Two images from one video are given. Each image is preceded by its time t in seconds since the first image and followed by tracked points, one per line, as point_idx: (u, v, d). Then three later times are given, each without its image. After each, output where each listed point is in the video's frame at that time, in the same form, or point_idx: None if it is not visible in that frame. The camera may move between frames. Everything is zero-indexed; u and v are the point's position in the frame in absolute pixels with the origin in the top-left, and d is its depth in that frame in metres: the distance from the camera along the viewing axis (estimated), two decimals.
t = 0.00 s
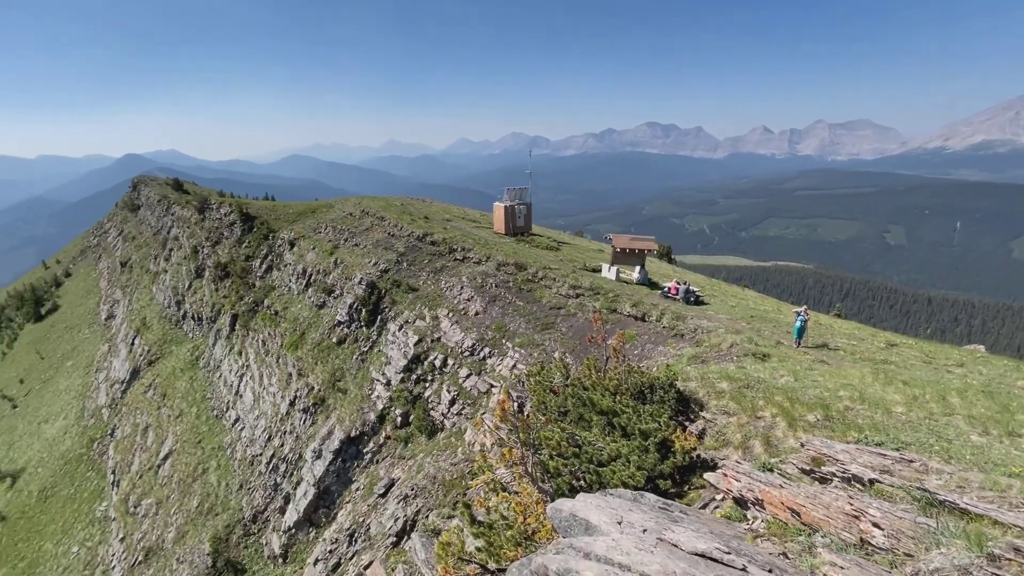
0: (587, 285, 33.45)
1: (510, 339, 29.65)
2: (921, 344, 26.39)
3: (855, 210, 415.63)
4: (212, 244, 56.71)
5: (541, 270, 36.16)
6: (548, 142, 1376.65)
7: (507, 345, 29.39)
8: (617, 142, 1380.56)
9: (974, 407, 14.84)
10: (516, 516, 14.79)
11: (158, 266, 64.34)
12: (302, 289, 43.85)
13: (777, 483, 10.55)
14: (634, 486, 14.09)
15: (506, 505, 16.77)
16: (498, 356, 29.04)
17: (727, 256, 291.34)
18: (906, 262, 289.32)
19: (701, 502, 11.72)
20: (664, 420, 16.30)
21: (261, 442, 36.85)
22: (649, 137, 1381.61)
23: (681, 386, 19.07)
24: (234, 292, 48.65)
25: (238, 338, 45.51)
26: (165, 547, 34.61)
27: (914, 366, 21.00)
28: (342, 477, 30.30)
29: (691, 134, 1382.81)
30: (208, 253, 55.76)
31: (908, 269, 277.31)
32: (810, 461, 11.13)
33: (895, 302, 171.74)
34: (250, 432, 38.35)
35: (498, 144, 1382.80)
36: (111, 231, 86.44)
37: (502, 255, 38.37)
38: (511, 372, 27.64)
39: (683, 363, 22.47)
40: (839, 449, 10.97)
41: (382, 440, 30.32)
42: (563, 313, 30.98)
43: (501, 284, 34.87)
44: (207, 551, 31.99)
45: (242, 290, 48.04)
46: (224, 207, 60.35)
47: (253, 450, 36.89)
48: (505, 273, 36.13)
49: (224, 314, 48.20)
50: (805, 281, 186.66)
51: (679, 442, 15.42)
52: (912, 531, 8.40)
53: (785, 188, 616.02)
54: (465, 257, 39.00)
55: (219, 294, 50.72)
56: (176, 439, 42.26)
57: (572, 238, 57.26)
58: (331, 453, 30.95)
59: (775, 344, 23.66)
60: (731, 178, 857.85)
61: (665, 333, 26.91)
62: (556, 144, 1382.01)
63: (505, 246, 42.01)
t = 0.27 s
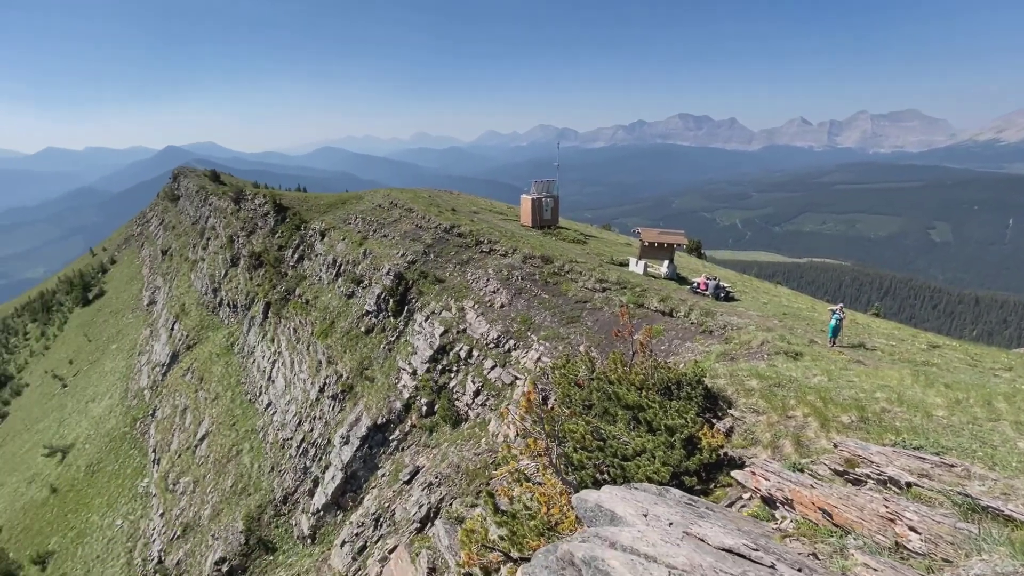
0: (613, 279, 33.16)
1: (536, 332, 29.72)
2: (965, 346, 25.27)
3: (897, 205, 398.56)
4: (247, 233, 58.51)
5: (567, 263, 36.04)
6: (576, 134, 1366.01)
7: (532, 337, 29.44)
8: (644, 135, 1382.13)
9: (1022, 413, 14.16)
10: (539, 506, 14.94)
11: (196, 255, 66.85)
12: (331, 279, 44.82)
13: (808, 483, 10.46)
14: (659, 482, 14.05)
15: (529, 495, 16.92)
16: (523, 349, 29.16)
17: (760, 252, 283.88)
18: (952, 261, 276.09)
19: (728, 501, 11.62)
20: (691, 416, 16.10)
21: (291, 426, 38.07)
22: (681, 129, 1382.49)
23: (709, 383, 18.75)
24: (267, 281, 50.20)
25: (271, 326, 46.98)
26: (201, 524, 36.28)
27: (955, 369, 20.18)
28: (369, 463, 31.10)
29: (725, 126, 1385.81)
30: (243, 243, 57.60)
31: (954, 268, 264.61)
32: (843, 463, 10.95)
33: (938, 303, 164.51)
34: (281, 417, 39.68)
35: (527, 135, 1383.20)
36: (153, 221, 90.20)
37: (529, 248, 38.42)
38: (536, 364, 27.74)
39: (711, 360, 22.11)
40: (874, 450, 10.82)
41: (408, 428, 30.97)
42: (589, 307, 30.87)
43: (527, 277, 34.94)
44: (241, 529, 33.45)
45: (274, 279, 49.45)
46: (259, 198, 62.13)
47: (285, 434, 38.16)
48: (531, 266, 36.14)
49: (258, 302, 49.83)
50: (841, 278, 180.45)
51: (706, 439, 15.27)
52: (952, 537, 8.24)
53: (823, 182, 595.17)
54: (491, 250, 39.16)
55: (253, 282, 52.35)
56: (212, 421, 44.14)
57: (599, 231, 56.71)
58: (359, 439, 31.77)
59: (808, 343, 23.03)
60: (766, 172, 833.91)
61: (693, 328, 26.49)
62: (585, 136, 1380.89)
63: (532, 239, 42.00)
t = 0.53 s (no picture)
0: (641, 273, 32.79)
1: (561, 325, 29.68)
2: (1014, 350, 24.03)
3: (945, 202, 379.64)
4: (280, 224, 60.18)
5: (595, 256, 35.79)
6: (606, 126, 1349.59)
7: (558, 331, 29.42)
8: (677, 127, 1383.32)
9: None
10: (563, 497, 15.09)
11: (232, 244, 69.17)
12: (361, 269, 45.72)
13: (840, 485, 10.38)
14: (684, 479, 13.91)
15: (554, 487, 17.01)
16: (548, 342, 29.18)
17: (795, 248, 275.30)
18: (1004, 260, 261.58)
19: (755, 499, 11.56)
20: (719, 413, 15.87)
21: (320, 412, 39.19)
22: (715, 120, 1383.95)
23: (738, 381, 18.40)
24: (299, 270, 51.55)
25: (302, 314, 48.33)
26: (235, 502, 37.86)
27: (1003, 374, 19.23)
28: (395, 450, 31.79)
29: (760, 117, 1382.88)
30: (276, 233, 59.26)
31: (1005, 268, 250.83)
32: (878, 465, 10.81)
33: (987, 305, 156.58)
34: (311, 402, 40.87)
35: (555, 127, 1378.56)
36: (193, 210, 93.66)
37: (556, 241, 38.30)
38: (561, 358, 27.73)
39: (741, 358, 21.67)
40: (912, 454, 10.59)
41: (433, 417, 31.49)
42: (615, 301, 30.62)
43: (553, 270, 34.86)
44: (273, 509, 34.79)
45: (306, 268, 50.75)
46: (292, 189, 63.74)
47: (314, 419, 39.34)
48: (557, 259, 36.04)
49: (290, 291, 51.26)
50: (881, 278, 173.59)
51: (735, 437, 15.07)
52: (994, 543, 8.09)
53: (865, 176, 571.77)
54: (518, 243, 39.19)
55: (286, 271, 53.86)
56: (246, 405, 45.85)
57: (628, 225, 55.99)
58: (385, 426, 32.50)
59: (844, 342, 22.30)
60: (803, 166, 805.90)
61: (722, 325, 25.99)
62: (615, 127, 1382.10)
63: (559, 232, 41.82)
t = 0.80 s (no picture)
0: (670, 268, 32.26)
1: (587, 320, 29.53)
2: None
3: (998, 198, 359.21)
4: (313, 215, 61.59)
5: (623, 250, 35.39)
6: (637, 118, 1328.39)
7: (584, 325, 29.30)
8: (710, 118, 1383.95)
9: None
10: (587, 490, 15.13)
11: (266, 234, 71.28)
12: (389, 260, 46.44)
13: (876, 490, 10.17)
14: (710, 477, 13.81)
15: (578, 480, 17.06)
16: (574, 336, 29.09)
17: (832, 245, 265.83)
18: None
19: (786, 501, 11.40)
20: (749, 412, 15.58)
21: (349, 399, 40.22)
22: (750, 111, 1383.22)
23: (769, 380, 17.98)
24: (330, 260, 52.75)
25: (332, 303, 49.52)
26: (266, 483, 39.29)
27: None
28: (420, 438, 32.39)
29: (799, 108, 1383.35)
30: (309, 223, 60.76)
31: None
32: (917, 470, 10.53)
33: None
34: (340, 389, 41.95)
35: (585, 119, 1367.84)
36: (230, 200, 96.87)
37: (583, 234, 38.04)
38: (586, 352, 27.60)
39: (773, 357, 21.16)
40: (954, 460, 10.28)
41: (458, 407, 31.90)
42: (643, 296, 30.26)
43: (581, 264, 34.68)
44: (302, 491, 36.03)
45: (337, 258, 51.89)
46: (324, 180, 65.11)
47: (343, 406, 40.36)
48: (585, 253, 35.81)
49: (321, 280, 52.53)
50: (926, 277, 165.95)
51: (765, 436, 14.78)
52: None
53: (910, 170, 546.03)
54: (545, 236, 39.08)
55: (317, 261, 55.18)
56: (278, 389, 47.45)
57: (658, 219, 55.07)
58: (411, 415, 33.17)
59: (882, 343, 21.46)
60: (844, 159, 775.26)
61: (754, 323, 25.40)
62: (647, 119, 1383.37)
63: (587, 225, 41.47)
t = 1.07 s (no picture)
0: (700, 264, 31.65)
1: (613, 314, 29.31)
2: None
3: None
4: (343, 205, 62.82)
5: (652, 245, 34.90)
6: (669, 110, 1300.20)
7: (610, 319, 29.09)
8: (744, 110, 1384.19)
9: None
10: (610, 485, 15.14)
11: (298, 224, 73.08)
12: (417, 252, 47.02)
13: (913, 495, 9.94)
14: (737, 476, 13.67)
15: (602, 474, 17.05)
16: (600, 330, 28.93)
17: (873, 242, 255.09)
18: None
19: (816, 503, 11.25)
20: (780, 412, 15.24)
21: (376, 386, 41.12)
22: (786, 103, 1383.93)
23: (802, 380, 17.50)
24: (360, 250, 53.78)
25: (361, 292, 50.51)
26: (296, 465, 40.64)
27: None
28: (445, 427, 32.91)
29: (839, 100, 1382.46)
30: (340, 214, 62.03)
31: None
32: (957, 478, 10.21)
33: None
34: (368, 377, 42.92)
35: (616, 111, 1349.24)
36: (264, 191, 99.62)
37: (611, 228, 37.67)
38: (612, 347, 27.43)
39: (805, 357, 20.59)
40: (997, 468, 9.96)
41: (482, 398, 32.22)
42: (671, 292, 29.83)
43: (608, 258, 34.41)
44: (331, 475, 37.21)
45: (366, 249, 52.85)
46: (355, 171, 66.21)
47: (370, 393, 41.33)
48: (613, 247, 35.49)
49: (351, 270, 53.65)
50: (974, 278, 157.79)
51: (796, 437, 14.45)
52: None
53: (961, 164, 518.22)
54: (573, 229, 38.86)
55: (347, 251, 56.33)
56: (309, 375, 48.91)
57: (689, 213, 53.98)
58: (436, 404, 33.72)
59: (924, 346, 20.57)
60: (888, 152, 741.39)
61: (786, 321, 24.72)
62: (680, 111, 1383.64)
63: (615, 219, 41.01)
